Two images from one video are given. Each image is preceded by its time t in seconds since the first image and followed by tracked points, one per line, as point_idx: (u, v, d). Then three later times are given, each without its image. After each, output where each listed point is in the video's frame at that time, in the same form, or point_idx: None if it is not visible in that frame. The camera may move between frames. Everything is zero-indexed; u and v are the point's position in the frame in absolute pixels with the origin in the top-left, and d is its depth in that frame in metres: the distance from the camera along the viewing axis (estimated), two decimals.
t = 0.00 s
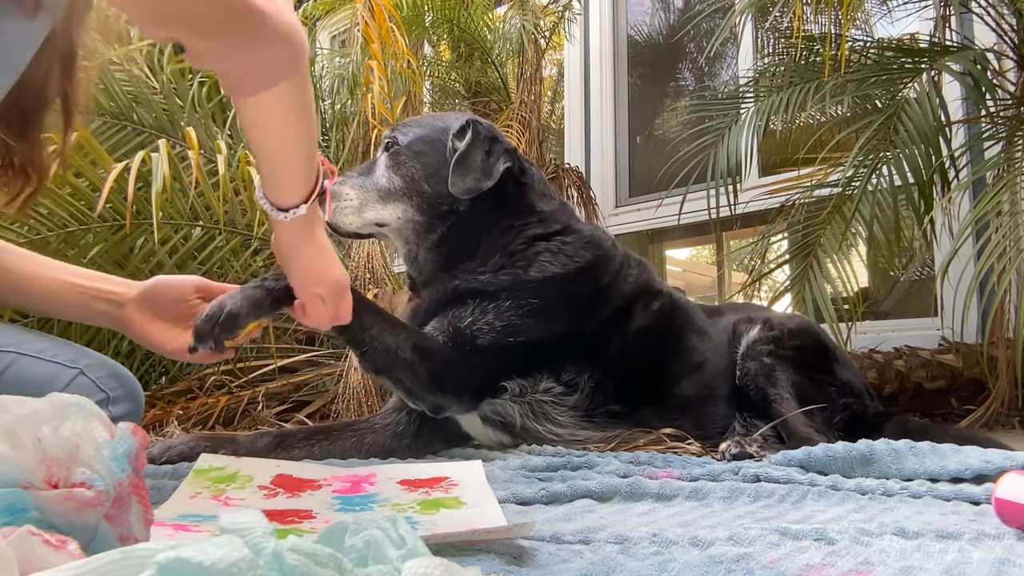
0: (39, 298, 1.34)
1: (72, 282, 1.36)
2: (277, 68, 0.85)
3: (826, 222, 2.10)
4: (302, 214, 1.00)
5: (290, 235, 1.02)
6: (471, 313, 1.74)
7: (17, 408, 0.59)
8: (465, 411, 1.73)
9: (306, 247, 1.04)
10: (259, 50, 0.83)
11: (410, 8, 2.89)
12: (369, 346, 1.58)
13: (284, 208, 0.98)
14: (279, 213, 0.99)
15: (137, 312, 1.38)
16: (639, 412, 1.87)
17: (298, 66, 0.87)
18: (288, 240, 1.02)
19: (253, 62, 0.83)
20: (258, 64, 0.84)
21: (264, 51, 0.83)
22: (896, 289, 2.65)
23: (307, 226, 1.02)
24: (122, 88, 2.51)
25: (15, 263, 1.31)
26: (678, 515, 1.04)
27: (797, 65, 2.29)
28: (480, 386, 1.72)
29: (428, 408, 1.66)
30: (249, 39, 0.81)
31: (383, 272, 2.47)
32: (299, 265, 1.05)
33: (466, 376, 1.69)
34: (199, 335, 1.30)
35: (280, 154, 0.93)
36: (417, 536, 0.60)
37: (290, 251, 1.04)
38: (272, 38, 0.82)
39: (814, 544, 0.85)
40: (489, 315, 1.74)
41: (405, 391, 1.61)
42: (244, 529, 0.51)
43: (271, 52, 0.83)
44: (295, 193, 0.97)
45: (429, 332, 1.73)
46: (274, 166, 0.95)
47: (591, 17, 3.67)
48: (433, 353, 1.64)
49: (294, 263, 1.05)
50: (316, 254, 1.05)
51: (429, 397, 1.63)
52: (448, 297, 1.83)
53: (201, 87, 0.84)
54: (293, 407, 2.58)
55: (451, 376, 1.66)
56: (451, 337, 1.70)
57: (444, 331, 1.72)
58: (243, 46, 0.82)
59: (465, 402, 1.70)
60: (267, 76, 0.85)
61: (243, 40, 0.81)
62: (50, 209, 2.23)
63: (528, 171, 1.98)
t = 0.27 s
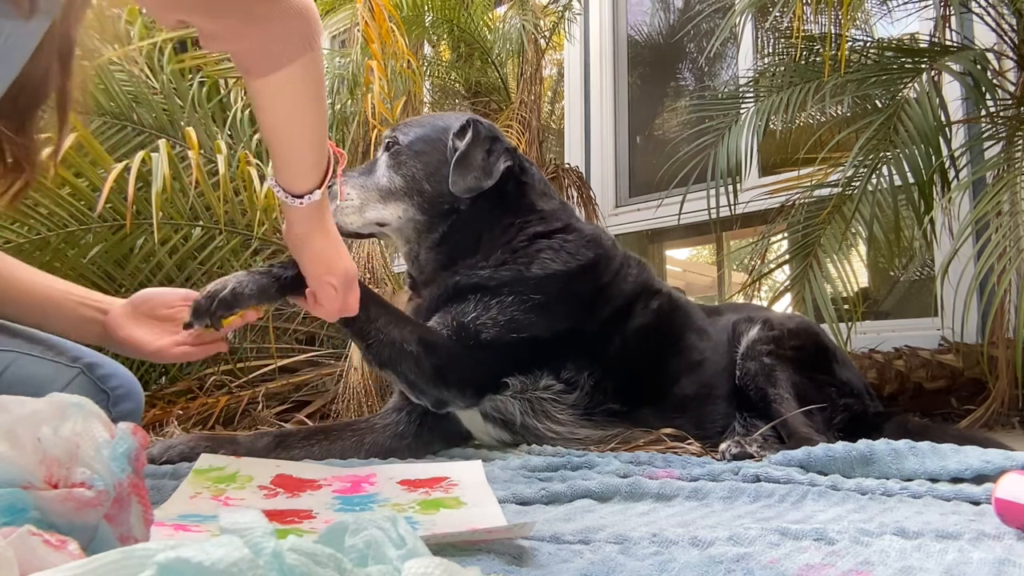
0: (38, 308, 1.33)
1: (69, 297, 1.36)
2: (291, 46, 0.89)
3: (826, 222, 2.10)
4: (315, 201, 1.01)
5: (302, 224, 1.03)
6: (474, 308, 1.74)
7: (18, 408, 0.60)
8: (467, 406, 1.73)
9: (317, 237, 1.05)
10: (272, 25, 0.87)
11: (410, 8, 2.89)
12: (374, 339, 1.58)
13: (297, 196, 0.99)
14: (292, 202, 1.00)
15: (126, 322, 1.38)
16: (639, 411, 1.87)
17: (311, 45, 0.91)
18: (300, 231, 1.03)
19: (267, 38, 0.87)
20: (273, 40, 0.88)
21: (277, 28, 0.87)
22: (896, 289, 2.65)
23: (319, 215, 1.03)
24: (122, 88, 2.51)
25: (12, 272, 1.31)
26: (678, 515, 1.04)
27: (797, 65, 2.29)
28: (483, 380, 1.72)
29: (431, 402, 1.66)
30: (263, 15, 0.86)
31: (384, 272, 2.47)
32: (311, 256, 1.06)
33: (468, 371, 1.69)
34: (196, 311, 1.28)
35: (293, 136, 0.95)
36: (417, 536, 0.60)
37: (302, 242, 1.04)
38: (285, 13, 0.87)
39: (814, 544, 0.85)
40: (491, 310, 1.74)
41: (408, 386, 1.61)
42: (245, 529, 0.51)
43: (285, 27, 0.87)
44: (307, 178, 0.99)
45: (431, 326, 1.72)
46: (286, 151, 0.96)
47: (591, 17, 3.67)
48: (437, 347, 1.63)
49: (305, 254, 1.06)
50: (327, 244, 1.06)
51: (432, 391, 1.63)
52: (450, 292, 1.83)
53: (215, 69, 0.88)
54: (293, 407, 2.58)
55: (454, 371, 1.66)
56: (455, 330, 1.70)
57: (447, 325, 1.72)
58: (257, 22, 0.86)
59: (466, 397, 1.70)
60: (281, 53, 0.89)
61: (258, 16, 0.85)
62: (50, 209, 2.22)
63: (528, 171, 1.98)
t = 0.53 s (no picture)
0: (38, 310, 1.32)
1: (55, 294, 1.32)
2: (283, 52, 0.88)
3: (826, 222, 2.10)
4: (309, 203, 1.01)
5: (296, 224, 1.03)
6: (472, 308, 1.74)
7: (17, 408, 0.59)
8: (465, 405, 1.73)
9: (312, 237, 1.05)
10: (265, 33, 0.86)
11: (410, 8, 2.89)
12: (371, 339, 1.58)
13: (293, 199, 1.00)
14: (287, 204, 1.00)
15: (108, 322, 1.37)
16: (638, 412, 1.87)
17: (303, 50, 0.90)
18: (295, 232, 1.03)
19: (259, 46, 0.86)
20: (264, 48, 0.87)
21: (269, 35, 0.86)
22: (896, 289, 2.65)
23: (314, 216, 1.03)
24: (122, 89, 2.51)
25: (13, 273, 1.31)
26: (678, 515, 1.04)
27: (797, 65, 2.29)
28: (481, 380, 1.72)
29: (428, 401, 1.66)
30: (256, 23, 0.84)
31: (383, 272, 2.47)
32: (307, 256, 1.06)
33: (467, 370, 1.69)
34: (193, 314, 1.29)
35: (285, 139, 0.95)
36: (417, 536, 0.60)
37: (298, 243, 1.05)
38: (277, 19, 0.86)
39: (815, 544, 0.85)
40: (490, 310, 1.74)
41: (407, 385, 1.61)
42: (244, 529, 0.51)
43: (277, 34, 0.86)
44: (302, 180, 0.99)
45: (430, 326, 1.72)
46: (278, 154, 0.97)
47: (591, 17, 3.67)
48: (435, 346, 1.64)
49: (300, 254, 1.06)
50: (322, 245, 1.06)
51: (429, 391, 1.64)
52: (448, 291, 1.83)
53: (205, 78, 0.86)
54: (293, 407, 2.58)
55: (453, 370, 1.66)
56: (453, 330, 1.70)
57: (445, 325, 1.72)
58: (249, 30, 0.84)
59: (465, 396, 1.70)
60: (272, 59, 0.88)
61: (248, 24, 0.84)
62: (50, 209, 2.22)
63: (527, 171, 1.98)
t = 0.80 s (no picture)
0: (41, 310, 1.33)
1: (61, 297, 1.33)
2: (272, 52, 0.89)
3: (825, 222, 2.10)
4: (308, 203, 1.01)
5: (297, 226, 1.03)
6: (473, 308, 1.74)
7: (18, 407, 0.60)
8: (467, 406, 1.73)
9: (313, 236, 1.05)
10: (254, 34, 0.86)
11: (410, 8, 2.88)
12: (373, 341, 1.58)
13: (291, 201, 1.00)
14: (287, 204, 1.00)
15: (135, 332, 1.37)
16: (639, 412, 1.87)
17: (292, 50, 0.91)
18: (295, 233, 1.03)
19: (249, 48, 0.87)
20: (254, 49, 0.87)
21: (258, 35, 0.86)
22: (896, 289, 2.65)
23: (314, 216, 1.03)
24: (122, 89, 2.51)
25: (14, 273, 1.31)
26: (678, 515, 1.04)
27: (796, 65, 2.29)
28: (482, 381, 1.72)
29: (430, 402, 1.66)
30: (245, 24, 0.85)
31: (383, 272, 2.47)
32: (308, 256, 1.06)
33: (468, 371, 1.69)
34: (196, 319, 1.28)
35: (280, 140, 0.95)
36: (417, 536, 0.60)
37: (299, 243, 1.05)
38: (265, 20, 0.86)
39: (814, 544, 0.85)
40: (491, 311, 1.74)
41: (408, 387, 1.62)
42: (245, 529, 0.51)
43: (266, 34, 0.87)
44: (300, 179, 0.99)
45: (431, 327, 1.72)
46: (275, 155, 0.97)
47: (591, 17, 3.67)
48: (436, 348, 1.64)
49: (301, 254, 1.06)
50: (323, 244, 1.06)
51: (431, 392, 1.64)
52: (448, 291, 1.83)
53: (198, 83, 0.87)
54: (293, 407, 2.58)
55: (454, 371, 1.66)
56: (454, 331, 1.70)
57: (446, 326, 1.72)
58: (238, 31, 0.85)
59: (467, 397, 1.70)
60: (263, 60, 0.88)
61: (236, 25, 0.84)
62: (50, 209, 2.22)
63: (526, 170, 1.98)
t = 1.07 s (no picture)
0: (35, 311, 1.32)
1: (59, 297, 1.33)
2: (263, 52, 0.88)
3: (826, 222, 2.10)
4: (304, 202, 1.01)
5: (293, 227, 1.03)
6: (472, 307, 1.74)
7: (19, 408, 0.59)
8: (467, 405, 1.73)
9: (309, 235, 1.05)
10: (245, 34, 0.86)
11: (410, 8, 2.88)
12: (371, 340, 1.58)
13: (288, 200, 1.00)
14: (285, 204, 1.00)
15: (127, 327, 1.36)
16: (638, 412, 1.87)
17: (282, 49, 0.90)
18: (292, 233, 1.03)
19: (240, 48, 0.86)
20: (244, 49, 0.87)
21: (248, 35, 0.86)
22: (896, 289, 2.65)
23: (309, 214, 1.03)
24: (122, 88, 2.51)
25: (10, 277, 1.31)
26: (678, 515, 1.04)
27: (797, 65, 2.29)
28: (482, 380, 1.72)
29: (430, 401, 1.66)
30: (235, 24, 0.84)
31: (384, 272, 2.47)
32: (305, 255, 1.06)
33: (467, 370, 1.69)
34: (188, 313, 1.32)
35: (276, 141, 0.95)
36: (417, 536, 0.60)
37: (296, 243, 1.05)
38: (256, 20, 0.86)
39: (815, 544, 0.85)
40: (491, 309, 1.74)
41: (407, 386, 1.61)
42: (245, 529, 0.51)
43: (256, 34, 0.86)
44: (296, 179, 0.99)
45: (430, 326, 1.72)
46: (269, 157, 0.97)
47: (591, 17, 3.67)
48: (436, 347, 1.64)
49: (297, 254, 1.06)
50: (318, 242, 1.06)
51: (430, 391, 1.64)
52: (447, 290, 1.83)
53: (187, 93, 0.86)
54: (293, 407, 2.58)
55: (454, 369, 1.66)
56: (454, 330, 1.70)
57: (445, 324, 1.72)
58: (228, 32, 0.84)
59: (466, 396, 1.70)
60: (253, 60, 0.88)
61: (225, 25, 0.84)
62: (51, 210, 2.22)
63: (527, 171, 1.98)
